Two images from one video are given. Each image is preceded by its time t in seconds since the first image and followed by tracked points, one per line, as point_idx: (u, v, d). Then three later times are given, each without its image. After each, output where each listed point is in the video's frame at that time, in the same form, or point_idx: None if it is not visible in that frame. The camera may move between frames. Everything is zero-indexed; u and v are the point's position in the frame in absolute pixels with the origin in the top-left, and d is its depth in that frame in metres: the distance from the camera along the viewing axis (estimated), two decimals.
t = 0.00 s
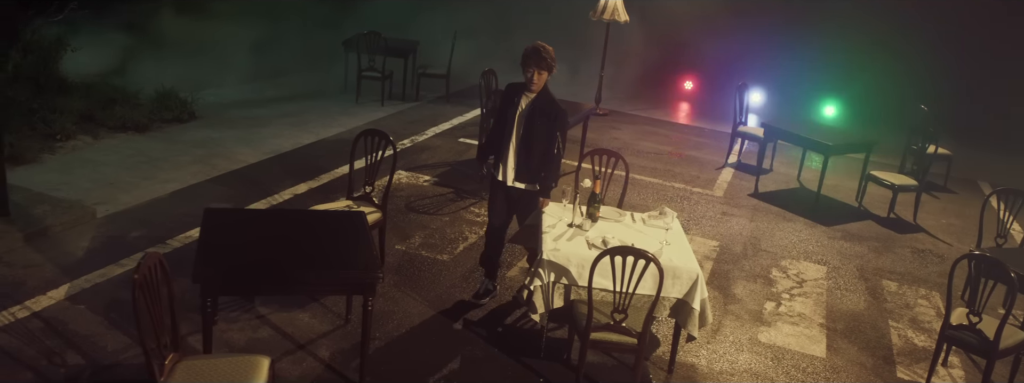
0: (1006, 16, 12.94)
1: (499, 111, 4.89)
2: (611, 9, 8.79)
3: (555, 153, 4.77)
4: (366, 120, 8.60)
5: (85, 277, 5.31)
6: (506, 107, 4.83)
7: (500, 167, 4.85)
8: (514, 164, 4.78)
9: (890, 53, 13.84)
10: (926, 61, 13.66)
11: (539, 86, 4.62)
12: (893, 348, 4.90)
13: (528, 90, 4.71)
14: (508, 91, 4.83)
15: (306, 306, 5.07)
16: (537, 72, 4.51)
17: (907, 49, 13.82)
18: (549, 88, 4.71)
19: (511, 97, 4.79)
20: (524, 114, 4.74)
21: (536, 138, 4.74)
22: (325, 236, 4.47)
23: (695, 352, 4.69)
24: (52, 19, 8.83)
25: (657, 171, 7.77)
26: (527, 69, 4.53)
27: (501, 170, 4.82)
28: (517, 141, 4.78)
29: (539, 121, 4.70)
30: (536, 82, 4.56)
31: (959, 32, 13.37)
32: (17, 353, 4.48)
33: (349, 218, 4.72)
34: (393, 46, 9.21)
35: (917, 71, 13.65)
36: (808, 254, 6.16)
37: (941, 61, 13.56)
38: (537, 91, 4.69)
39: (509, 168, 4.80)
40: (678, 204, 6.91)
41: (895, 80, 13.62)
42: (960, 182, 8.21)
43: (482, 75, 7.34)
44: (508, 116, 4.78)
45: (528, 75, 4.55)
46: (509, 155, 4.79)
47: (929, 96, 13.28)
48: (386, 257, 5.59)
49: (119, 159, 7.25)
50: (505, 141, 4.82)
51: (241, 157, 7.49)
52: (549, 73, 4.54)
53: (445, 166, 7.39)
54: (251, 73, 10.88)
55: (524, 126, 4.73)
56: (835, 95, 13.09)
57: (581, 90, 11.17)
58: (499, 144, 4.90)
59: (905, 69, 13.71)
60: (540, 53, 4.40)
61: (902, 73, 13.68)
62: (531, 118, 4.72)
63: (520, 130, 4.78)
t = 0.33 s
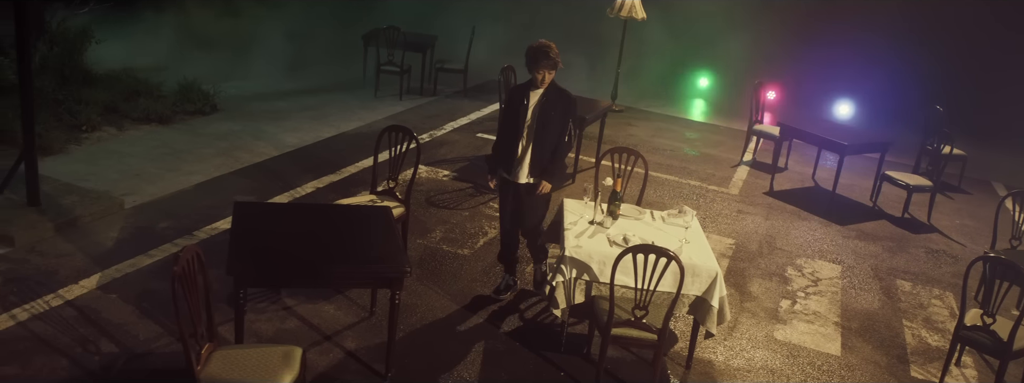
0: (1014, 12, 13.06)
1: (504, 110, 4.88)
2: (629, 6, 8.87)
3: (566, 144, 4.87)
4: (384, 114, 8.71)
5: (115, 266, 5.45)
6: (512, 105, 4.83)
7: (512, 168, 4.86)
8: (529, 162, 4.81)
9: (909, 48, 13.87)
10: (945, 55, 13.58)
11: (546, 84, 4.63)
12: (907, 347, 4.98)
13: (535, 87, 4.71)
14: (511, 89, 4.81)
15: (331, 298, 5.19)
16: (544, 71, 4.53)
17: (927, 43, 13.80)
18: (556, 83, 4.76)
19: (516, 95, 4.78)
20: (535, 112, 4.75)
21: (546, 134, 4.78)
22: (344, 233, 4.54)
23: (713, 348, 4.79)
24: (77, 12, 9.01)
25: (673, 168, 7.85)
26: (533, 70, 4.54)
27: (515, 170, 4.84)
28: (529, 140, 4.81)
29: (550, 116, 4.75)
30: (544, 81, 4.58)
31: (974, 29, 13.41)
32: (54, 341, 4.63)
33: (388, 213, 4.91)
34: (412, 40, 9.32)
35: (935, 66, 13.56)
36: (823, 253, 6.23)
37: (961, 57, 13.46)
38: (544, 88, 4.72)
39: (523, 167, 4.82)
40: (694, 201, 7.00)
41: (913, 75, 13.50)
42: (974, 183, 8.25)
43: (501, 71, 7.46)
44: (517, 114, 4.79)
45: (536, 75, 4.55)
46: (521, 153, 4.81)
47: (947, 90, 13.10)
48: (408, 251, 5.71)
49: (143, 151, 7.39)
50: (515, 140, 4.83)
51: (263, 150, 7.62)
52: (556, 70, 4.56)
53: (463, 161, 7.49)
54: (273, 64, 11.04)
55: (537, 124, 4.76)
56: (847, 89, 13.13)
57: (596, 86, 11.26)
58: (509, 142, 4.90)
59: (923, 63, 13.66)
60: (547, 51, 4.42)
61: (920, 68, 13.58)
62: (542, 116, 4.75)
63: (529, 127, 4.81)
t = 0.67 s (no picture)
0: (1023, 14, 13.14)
1: (520, 109, 4.89)
2: (646, 2, 8.97)
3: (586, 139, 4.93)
4: (402, 107, 8.84)
5: (143, 254, 5.57)
6: (529, 103, 4.85)
7: (535, 167, 4.86)
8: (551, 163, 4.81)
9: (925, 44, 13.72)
10: (961, 53, 13.50)
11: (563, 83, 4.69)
12: (921, 345, 5.05)
13: (553, 85, 4.75)
14: (526, 88, 4.83)
15: (355, 289, 5.30)
16: (562, 72, 4.59)
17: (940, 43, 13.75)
18: (573, 81, 4.81)
19: (533, 94, 4.82)
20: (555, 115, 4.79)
21: (567, 133, 4.82)
22: (366, 225, 4.63)
23: (730, 343, 4.88)
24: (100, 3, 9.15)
25: (688, 164, 7.95)
26: (551, 71, 4.60)
27: (538, 169, 4.84)
28: (551, 138, 4.82)
29: (570, 113, 4.80)
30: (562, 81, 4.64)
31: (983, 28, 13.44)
32: (87, 327, 4.75)
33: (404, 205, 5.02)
34: (431, 34, 9.47)
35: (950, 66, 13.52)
36: (838, 250, 6.30)
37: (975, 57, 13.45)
38: (562, 86, 4.77)
39: (547, 165, 4.82)
40: (710, 197, 7.10)
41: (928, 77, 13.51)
42: (988, 183, 8.29)
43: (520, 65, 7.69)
44: (536, 112, 4.81)
45: (554, 74, 4.61)
46: (546, 152, 4.81)
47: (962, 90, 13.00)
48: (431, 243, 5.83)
49: (167, 140, 7.52)
50: (535, 139, 4.85)
51: (284, 141, 7.74)
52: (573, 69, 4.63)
53: (481, 155, 7.61)
54: (292, 56, 11.17)
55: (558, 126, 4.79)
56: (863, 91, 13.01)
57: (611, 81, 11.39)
58: (528, 140, 4.90)
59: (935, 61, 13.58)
60: (566, 50, 4.50)
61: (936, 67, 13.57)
62: (562, 118, 4.79)
63: (550, 125, 4.83)
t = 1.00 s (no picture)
0: None
1: (543, 107, 4.91)
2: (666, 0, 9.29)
3: (609, 142, 5.01)
4: (424, 101, 9.13)
5: (174, 245, 5.66)
6: (553, 102, 4.88)
7: (555, 167, 4.93)
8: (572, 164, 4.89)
9: (949, 31, 12.89)
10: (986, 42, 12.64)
11: (590, 87, 4.77)
12: (939, 345, 5.09)
13: (580, 88, 4.79)
14: (551, 88, 4.86)
15: (381, 282, 5.40)
16: (591, 76, 4.68)
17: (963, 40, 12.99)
18: (599, 85, 4.86)
19: (557, 95, 4.85)
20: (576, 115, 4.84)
21: (589, 136, 4.88)
22: (394, 221, 4.70)
23: (751, 340, 4.95)
24: None
25: (707, 162, 8.11)
26: (581, 74, 4.69)
27: (558, 171, 4.91)
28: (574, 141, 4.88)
29: (595, 117, 4.84)
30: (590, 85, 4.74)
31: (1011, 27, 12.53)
32: (121, 316, 4.83)
33: (432, 201, 5.12)
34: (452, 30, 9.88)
35: (976, 53, 12.73)
36: (856, 249, 6.36)
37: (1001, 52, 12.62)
38: (588, 90, 4.81)
39: (566, 167, 4.91)
40: (729, 195, 7.23)
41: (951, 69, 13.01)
42: (1005, 184, 8.31)
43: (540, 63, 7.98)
44: (560, 113, 4.85)
45: (584, 77, 4.69)
46: (567, 153, 4.89)
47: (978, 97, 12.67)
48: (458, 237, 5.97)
49: (192, 133, 7.67)
50: (558, 139, 4.89)
51: (307, 135, 7.90)
52: (603, 73, 4.71)
53: (502, 150, 7.81)
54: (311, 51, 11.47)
55: (582, 126, 4.86)
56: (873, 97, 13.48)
57: (628, 78, 11.62)
58: (549, 139, 4.95)
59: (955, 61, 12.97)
60: (599, 55, 4.58)
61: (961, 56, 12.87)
62: (586, 120, 4.84)
63: (573, 127, 4.88)
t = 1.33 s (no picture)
0: None
1: (565, 104, 5.01)
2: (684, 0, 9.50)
3: (633, 146, 4.98)
4: (443, 99, 9.57)
5: (202, 239, 5.75)
6: (576, 100, 4.95)
7: (571, 167, 4.97)
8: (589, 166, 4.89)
9: (967, 32, 12.87)
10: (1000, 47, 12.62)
11: (614, 88, 4.79)
12: (958, 347, 5.12)
13: (603, 88, 4.83)
14: (576, 87, 4.94)
15: (406, 277, 5.49)
16: (615, 77, 4.71)
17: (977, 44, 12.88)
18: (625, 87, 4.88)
19: (581, 94, 4.90)
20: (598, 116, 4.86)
21: (609, 137, 4.88)
22: (420, 221, 4.75)
23: (772, 340, 5.01)
24: None
25: (726, 162, 8.24)
26: (605, 74, 4.72)
27: (572, 170, 4.95)
28: (593, 142, 4.89)
29: (617, 120, 4.85)
30: (613, 85, 4.77)
31: None
32: (152, 307, 4.88)
33: (459, 197, 5.26)
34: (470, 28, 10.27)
35: (995, 57, 12.72)
36: (874, 251, 6.42)
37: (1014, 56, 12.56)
38: (613, 91, 4.84)
39: (581, 167, 4.93)
40: (748, 195, 7.35)
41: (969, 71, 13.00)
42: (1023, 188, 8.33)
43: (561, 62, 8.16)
44: (582, 111, 4.91)
45: (608, 77, 4.72)
46: (584, 154, 4.90)
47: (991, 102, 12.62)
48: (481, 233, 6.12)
49: (217, 128, 7.89)
50: (578, 138, 4.94)
51: (329, 132, 8.16)
52: (628, 75, 4.73)
53: (522, 149, 8.12)
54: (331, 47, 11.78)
55: (604, 127, 4.87)
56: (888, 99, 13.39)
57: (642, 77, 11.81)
58: (570, 137, 5.02)
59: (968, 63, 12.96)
60: (626, 55, 4.60)
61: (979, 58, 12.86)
62: (609, 121, 4.85)
63: (594, 128, 4.90)
